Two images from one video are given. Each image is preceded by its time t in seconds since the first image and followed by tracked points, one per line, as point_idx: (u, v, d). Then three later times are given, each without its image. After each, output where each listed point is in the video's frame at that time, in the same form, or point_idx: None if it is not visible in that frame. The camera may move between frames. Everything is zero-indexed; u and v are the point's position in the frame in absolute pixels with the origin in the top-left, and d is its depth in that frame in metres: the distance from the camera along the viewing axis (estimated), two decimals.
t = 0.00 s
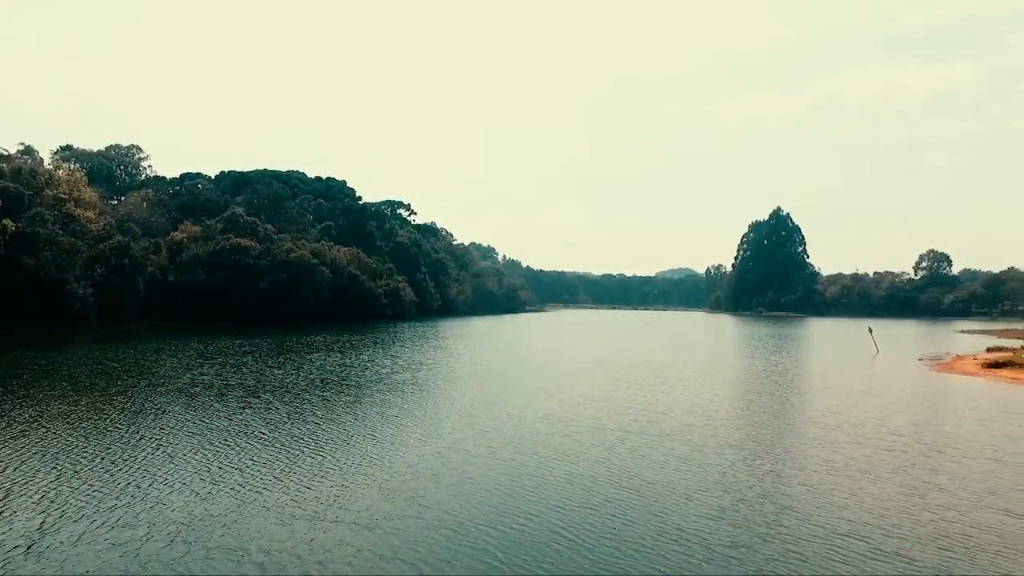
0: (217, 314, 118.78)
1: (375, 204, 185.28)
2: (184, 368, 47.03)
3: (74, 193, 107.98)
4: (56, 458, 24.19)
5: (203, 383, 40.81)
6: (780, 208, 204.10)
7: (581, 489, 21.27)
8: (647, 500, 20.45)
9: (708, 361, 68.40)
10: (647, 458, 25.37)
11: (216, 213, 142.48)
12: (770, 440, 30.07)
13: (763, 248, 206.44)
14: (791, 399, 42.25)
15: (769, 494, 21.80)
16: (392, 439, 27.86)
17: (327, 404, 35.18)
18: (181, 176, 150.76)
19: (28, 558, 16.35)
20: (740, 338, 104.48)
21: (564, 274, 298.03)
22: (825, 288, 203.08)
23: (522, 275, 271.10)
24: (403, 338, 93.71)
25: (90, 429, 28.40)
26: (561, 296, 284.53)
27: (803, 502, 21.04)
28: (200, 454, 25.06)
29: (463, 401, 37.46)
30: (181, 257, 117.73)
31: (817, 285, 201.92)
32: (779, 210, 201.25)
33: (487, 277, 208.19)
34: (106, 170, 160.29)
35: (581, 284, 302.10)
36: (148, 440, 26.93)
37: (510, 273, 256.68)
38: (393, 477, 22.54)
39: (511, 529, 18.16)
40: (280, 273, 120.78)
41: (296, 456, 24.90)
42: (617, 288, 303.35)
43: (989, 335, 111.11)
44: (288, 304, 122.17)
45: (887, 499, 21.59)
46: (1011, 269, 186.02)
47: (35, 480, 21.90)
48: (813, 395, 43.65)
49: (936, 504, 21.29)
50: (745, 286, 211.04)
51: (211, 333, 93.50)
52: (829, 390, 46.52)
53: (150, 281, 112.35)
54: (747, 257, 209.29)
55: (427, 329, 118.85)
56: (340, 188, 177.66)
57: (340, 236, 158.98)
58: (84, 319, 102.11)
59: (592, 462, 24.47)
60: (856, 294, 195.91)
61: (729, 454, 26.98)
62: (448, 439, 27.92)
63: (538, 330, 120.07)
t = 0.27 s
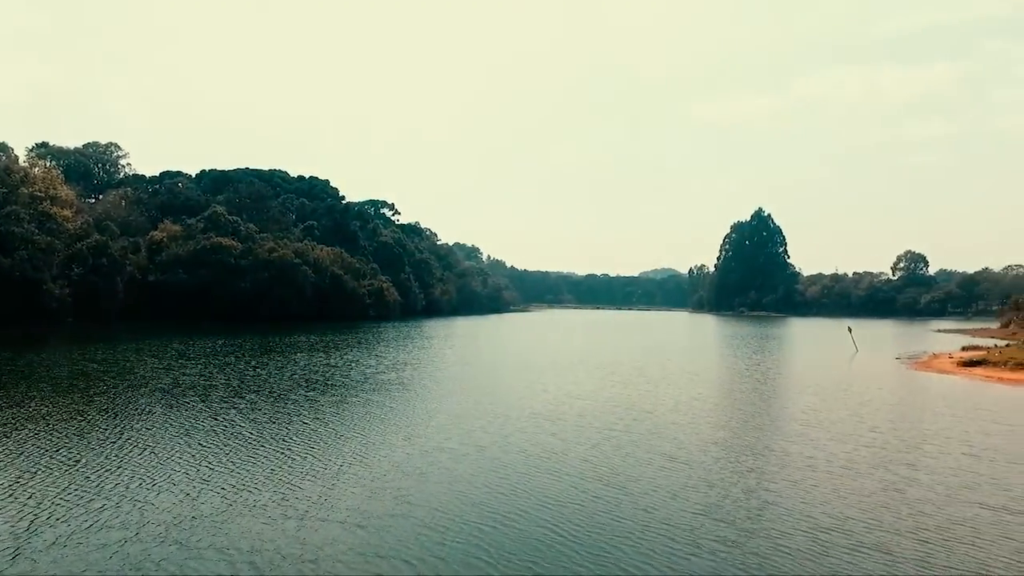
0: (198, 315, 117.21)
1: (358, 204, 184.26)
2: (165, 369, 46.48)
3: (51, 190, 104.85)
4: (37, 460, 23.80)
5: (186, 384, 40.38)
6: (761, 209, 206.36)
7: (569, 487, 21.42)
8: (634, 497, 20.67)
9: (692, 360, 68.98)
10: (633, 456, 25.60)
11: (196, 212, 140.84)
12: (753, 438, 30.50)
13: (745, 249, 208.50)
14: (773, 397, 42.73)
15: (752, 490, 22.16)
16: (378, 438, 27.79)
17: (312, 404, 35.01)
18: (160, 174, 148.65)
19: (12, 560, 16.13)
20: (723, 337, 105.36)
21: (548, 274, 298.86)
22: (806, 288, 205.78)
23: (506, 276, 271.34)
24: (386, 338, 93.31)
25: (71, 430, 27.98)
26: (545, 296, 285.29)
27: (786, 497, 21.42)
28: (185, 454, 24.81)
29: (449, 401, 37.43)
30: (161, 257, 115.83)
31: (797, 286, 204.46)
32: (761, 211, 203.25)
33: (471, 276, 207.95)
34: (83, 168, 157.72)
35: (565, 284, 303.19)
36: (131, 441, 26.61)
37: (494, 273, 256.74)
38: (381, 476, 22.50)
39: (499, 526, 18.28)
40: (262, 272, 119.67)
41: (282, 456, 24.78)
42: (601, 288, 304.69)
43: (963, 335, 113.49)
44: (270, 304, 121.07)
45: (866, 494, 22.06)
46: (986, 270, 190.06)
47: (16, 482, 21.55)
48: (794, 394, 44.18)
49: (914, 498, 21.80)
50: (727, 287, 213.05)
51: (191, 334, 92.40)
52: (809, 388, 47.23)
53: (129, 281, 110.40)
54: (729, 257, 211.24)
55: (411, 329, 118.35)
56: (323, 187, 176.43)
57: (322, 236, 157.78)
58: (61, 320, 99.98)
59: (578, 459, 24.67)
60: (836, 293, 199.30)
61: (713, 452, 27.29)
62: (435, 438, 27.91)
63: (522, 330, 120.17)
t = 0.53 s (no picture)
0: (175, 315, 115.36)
1: (339, 203, 183.06)
2: (143, 369, 45.87)
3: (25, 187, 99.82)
4: (16, 462, 23.49)
5: (165, 384, 39.91)
6: (741, 209, 208.70)
7: (552, 484, 21.64)
8: (618, 494, 20.94)
9: (673, 359, 69.67)
10: (618, 453, 25.86)
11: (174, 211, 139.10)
12: (733, 434, 30.99)
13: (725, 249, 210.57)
14: (752, 395, 43.32)
15: (732, 486, 22.54)
16: (362, 438, 27.73)
17: (295, 404, 34.89)
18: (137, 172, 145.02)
19: None
20: (705, 336, 106.40)
21: (530, 274, 299.60)
22: (784, 288, 208.49)
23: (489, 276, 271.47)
24: (369, 338, 92.85)
25: (49, 432, 27.56)
26: (527, 296, 285.93)
27: (766, 493, 21.83)
28: (166, 456, 24.60)
29: (433, 400, 37.38)
30: (139, 256, 111.84)
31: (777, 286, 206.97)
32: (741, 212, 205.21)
33: (454, 276, 207.59)
34: (58, 165, 154.64)
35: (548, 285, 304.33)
36: (111, 442, 26.31)
37: (477, 273, 256.71)
38: (365, 475, 22.52)
39: (484, 523, 18.41)
40: (242, 271, 118.41)
41: (265, 456, 24.69)
42: (584, 288, 306.07)
43: (937, 333, 115.94)
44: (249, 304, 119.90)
45: (843, 488, 22.54)
46: (958, 269, 194.22)
47: None
48: (772, 392, 44.82)
49: (889, 493, 22.31)
50: (707, 286, 215.14)
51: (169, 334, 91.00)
52: (788, 386, 47.99)
53: (104, 281, 107.63)
54: (709, 258, 213.17)
55: (393, 329, 117.63)
56: (304, 185, 174.96)
57: (303, 234, 156.25)
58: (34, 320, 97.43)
59: (562, 457, 24.86)
60: (815, 292, 201.86)
61: (695, 449, 27.67)
62: (419, 437, 27.98)
63: (505, 330, 120.20)
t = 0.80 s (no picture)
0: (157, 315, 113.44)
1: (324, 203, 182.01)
2: (125, 370, 45.32)
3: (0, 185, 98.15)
4: None
5: (148, 385, 39.52)
6: (725, 210, 210.51)
7: (541, 482, 21.80)
8: (606, 491, 21.14)
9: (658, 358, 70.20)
10: (606, 451, 26.06)
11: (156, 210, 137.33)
12: (718, 432, 31.37)
13: (709, 249, 212.23)
14: (736, 394, 43.78)
15: (718, 483, 22.83)
16: (350, 437, 27.71)
17: (282, 404, 34.78)
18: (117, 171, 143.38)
19: None
20: (689, 336, 107.25)
21: (516, 274, 300.06)
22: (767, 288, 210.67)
23: (474, 276, 271.51)
24: (354, 338, 92.42)
25: (32, 433, 27.20)
26: (513, 296, 286.33)
27: (752, 489, 22.14)
28: (153, 456, 24.43)
29: (420, 400, 37.35)
30: (120, 255, 109.49)
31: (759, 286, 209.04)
32: (724, 213, 207.16)
33: (439, 276, 207.13)
34: (35, 163, 151.98)
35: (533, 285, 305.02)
36: (96, 443, 26.04)
37: (462, 273, 256.50)
38: (355, 474, 22.54)
39: (475, 521, 18.51)
40: (225, 271, 117.15)
41: (254, 456, 24.59)
42: (569, 288, 307.10)
43: (916, 332, 117.91)
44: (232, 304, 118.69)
45: (826, 484, 22.93)
46: (936, 269, 197.75)
47: None
48: (756, 391, 45.36)
49: (871, 488, 22.74)
50: (692, 286, 216.75)
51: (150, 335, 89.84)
52: (771, 385, 48.58)
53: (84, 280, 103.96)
54: (694, 258, 214.86)
55: (378, 329, 117.08)
56: (287, 184, 173.71)
57: (287, 234, 154.96)
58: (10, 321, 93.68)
59: (550, 456, 25.01)
60: (796, 292, 204.93)
61: (681, 447, 27.96)
62: (408, 436, 27.99)
63: (490, 330, 120.18)
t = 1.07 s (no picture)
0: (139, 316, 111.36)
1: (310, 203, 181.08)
2: (110, 370, 44.84)
3: None
4: None
5: (134, 386, 39.17)
6: (711, 211, 212.07)
7: (531, 480, 21.98)
8: (596, 489, 21.36)
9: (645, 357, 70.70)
10: (594, 450, 26.28)
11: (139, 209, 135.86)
12: (706, 431, 31.74)
13: (695, 249, 213.69)
14: (722, 393, 44.20)
15: (706, 480, 23.14)
16: (340, 437, 27.70)
17: (271, 404, 34.67)
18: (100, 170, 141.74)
19: None
20: (676, 336, 107.94)
21: (503, 275, 300.22)
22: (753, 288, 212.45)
23: (461, 275, 271.25)
24: (340, 339, 92.02)
25: (16, 434, 26.89)
26: (500, 296, 286.48)
27: (739, 486, 22.47)
28: (141, 457, 24.29)
29: (409, 399, 37.33)
30: (101, 255, 107.50)
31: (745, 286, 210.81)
32: (710, 213, 208.75)
33: (426, 276, 206.68)
34: (15, 161, 149.57)
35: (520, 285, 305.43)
36: (83, 444, 25.83)
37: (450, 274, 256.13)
38: (345, 473, 22.59)
39: (466, 519, 18.65)
40: (209, 271, 116.01)
41: (243, 456, 24.54)
42: (556, 288, 307.92)
43: (898, 332, 119.60)
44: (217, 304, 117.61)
45: (812, 481, 23.33)
46: (918, 270, 200.52)
47: None
48: (742, 389, 45.83)
49: (855, 485, 23.17)
50: (678, 287, 218.12)
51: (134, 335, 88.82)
52: (757, 384, 49.14)
53: (64, 279, 100.82)
54: (680, 258, 216.24)
55: (365, 329, 116.57)
56: (273, 184, 172.55)
57: (273, 233, 153.67)
58: None
59: (540, 455, 25.22)
60: (781, 292, 207.02)
61: (669, 445, 28.24)
62: (397, 435, 28.04)
63: (478, 330, 120.23)
